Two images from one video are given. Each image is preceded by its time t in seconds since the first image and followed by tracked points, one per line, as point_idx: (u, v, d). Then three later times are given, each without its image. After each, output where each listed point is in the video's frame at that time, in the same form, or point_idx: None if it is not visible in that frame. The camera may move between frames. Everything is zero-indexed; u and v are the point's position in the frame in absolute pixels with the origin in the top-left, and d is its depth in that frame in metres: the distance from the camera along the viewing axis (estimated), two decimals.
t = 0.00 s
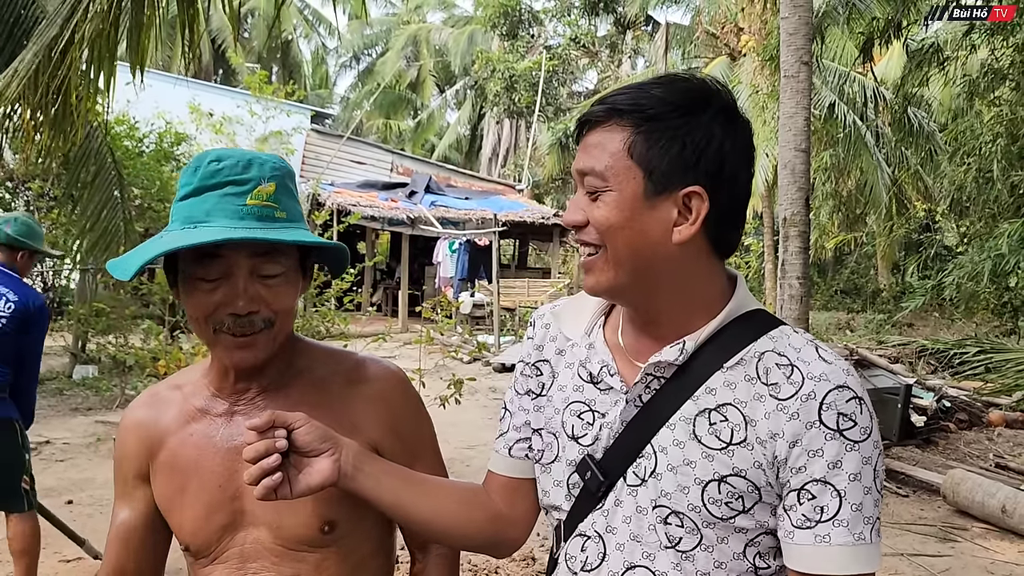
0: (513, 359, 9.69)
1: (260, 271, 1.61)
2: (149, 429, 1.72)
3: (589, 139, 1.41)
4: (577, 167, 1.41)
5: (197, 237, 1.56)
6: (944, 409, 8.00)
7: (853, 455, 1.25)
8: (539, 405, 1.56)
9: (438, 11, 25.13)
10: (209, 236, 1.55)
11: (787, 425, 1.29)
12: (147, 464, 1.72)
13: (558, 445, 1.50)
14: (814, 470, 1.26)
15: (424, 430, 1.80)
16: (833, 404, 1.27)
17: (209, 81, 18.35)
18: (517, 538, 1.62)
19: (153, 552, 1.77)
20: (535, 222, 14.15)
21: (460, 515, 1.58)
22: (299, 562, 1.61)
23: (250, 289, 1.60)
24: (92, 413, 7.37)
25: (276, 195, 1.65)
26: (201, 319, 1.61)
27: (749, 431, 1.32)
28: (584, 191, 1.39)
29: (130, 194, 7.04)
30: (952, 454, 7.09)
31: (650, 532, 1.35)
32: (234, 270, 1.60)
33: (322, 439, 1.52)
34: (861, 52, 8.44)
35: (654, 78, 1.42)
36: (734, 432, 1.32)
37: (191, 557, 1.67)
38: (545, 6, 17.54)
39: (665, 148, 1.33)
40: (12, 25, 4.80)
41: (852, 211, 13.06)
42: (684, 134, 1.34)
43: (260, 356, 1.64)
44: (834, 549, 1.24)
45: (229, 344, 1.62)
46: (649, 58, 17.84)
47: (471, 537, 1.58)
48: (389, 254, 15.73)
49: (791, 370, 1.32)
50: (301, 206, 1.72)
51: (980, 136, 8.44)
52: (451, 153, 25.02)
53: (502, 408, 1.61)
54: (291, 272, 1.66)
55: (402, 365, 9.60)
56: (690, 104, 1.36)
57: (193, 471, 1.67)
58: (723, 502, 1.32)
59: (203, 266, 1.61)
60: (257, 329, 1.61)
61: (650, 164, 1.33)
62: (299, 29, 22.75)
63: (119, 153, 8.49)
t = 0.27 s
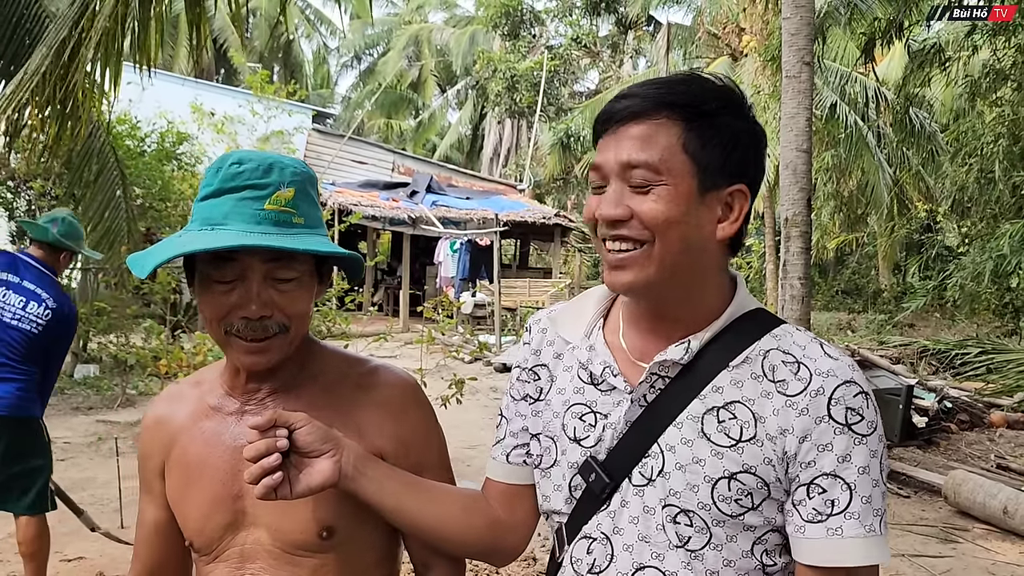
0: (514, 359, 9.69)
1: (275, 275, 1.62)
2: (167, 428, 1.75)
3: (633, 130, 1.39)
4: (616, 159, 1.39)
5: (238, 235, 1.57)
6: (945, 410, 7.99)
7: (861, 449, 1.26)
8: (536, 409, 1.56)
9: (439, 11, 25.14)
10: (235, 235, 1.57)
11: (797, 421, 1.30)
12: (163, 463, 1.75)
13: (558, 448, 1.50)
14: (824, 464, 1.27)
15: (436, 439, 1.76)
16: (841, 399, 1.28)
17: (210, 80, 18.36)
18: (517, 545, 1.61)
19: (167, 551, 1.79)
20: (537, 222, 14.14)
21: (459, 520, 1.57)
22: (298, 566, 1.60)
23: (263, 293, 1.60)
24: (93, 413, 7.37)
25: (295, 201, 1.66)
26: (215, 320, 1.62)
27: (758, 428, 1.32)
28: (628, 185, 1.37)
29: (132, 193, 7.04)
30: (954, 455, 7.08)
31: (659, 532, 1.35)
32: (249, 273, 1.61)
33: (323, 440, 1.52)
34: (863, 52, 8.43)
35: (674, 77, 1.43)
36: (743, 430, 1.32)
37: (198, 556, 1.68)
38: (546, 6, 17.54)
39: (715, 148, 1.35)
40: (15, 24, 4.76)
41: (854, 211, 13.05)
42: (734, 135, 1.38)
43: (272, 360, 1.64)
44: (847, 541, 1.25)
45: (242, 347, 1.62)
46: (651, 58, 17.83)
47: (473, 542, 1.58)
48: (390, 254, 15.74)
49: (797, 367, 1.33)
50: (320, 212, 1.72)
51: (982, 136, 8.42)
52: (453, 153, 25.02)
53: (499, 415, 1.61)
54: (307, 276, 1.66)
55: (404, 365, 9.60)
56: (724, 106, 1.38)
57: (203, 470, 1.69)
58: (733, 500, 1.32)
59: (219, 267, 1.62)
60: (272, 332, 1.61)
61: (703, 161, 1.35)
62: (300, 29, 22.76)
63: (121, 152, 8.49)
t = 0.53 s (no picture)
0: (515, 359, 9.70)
1: (294, 268, 1.63)
2: (177, 427, 1.76)
3: (667, 125, 1.38)
4: (648, 153, 1.37)
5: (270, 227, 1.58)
6: (946, 411, 7.99)
7: (864, 443, 1.29)
8: (529, 414, 1.54)
9: (441, 11, 25.13)
10: (259, 227, 1.58)
11: (803, 417, 1.31)
12: (172, 461, 1.76)
13: (553, 451, 1.49)
14: (830, 458, 1.29)
15: (441, 443, 1.72)
16: (845, 395, 1.30)
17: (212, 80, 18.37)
18: (514, 550, 1.61)
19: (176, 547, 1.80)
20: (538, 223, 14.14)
21: (457, 525, 1.56)
22: (300, 568, 1.59)
23: (283, 285, 1.61)
24: (94, 412, 7.38)
25: (316, 197, 1.67)
26: (235, 312, 1.63)
27: (764, 424, 1.33)
28: (661, 179, 1.37)
29: (134, 192, 7.05)
30: (954, 456, 7.08)
31: (665, 530, 1.35)
32: (269, 266, 1.62)
33: (323, 443, 1.52)
34: (865, 53, 8.42)
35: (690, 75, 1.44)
36: (749, 426, 1.34)
37: (204, 553, 1.69)
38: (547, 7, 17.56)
39: (739, 150, 1.39)
40: (18, 22, 4.70)
41: (855, 212, 13.05)
42: (753, 138, 1.42)
43: (284, 356, 1.64)
44: (854, 532, 1.27)
45: (258, 342, 1.63)
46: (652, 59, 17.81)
47: (471, 545, 1.57)
48: (391, 254, 15.74)
49: (800, 364, 1.35)
50: (338, 211, 1.72)
51: (983, 137, 8.41)
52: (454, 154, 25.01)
53: (489, 421, 1.60)
54: (323, 272, 1.67)
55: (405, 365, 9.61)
56: (749, 109, 1.42)
57: (211, 469, 1.69)
58: (739, 496, 1.32)
59: (238, 262, 1.63)
60: (288, 326, 1.62)
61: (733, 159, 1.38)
62: (301, 29, 22.76)
63: (122, 152, 8.50)
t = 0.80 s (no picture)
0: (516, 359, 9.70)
1: (305, 266, 1.64)
2: (186, 425, 1.77)
3: (649, 125, 1.39)
4: (627, 152, 1.39)
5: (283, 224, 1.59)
6: (947, 411, 7.99)
7: (854, 440, 1.29)
8: (528, 411, 1.55)
9: (442, 11, 25.14)
10: (274, 225, 1.58)
11: (795, 414, 1.31)
12: (180, 460, 1.76)
13: (551, 448, 1.49)
14: (821, 455, 1.29)
15: (446, 444, 1.72)
16: (837, 393, 1.31)
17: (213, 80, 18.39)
18: (516, 547, 1.61)
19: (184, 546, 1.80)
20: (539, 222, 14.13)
21: (460, 523, 1.56)
22: (304, 566, 1.60)
23: (293, 283, 1.62)
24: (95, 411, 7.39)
25: (328, 197, 1.67)
26: (246, 310, 1.64)
27: (756, 421, 1.33)
28: (640, 178, 1.39)
29: (135, 192, 7.06)
30: (955, 456, 7.08)
31: (657, 525, 1.35)
32: (280, 264, 1.63)
33: (329, 436, 1.53)
34: (866, 52, 8.41)
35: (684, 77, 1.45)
36: (742, 423, 1.34)
37: (210, 551, 1.69)
38: (548, 6, 17.56)
39: (728, 149, 1.39)
40: (20, 21, 4.70)
41: (856, 212, 13.04)
42: (745, 140, 1.42)
43: (292, 354, 1.65)
44: (845, 528, 1.28)
45: (268, 339, 1.63)
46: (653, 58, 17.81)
47: (474, 543, 1.57)
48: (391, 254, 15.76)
49: (792, 362, 1.35)
50: (350, 213, 1.73)
51: (984, 137, 8.40)
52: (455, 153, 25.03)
53: (490, 419, 1.61)
54: (332, 271, 1.67)
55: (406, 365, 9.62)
56: (736, 109, 1.41)
57: (218, 467, 1.70)
58: (732, 492, 1.32)
59: (250, 259, 1.65)
60: (297, 325, 1.62)
61: (714, 158, 1.37)
62: (303, 28, 22.78)
63: (123, 152, 8.51)
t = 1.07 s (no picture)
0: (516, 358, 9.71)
1: (309, 262, 1.64)
2: (190, 424, 1.77)
3: (633, 125, 1.42)
4: (611, 152, 1.42)
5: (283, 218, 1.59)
6: (947, 410, 7.99)
7: (845, 438, 1.29)
8: (528, 408, 1.56)
9: (442, 10, 25.13)
10: (275, 222, 1.58)
11: (785, 411, 1.32)
12: (183, 458, 1.76)
13: (548, 445, 1.50)
14: (811, 452, 1.29)
15: (451, 442, 1.73)
16: (827, 390, 1.31)
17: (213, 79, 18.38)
18: (519, 544, 1.62)
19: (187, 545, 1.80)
20: (539, 221, 14.13)
21: (464, 520, 1.57)
22: (309, 565, 1.60)
23: (298, 279, 1.63)
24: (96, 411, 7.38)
25: (330, 193, 1.68)
26: (250, 307, 1.64)
27: (748, 418, 1.34)
28: (624, 176, 1.41)
29: (135, 192, 7.06)
30: (955, 455, 7.08)
31: (650, 521, 1.35)
32: (284, 260, 1.63)
33: (334, 434, 1.54)
34: (866, 51, 8.41)
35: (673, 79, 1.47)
36: (733, 420, 1.34)
37: (214, 550, 1.69)
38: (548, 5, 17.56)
39: (713, 146, 1.40)
40: (21, 21, 4.70)
41: (856, 211, 13.04)
42: (733, 138, 1.43)
43: (295, 351, 1.65)
44: (832, 525, 1.28)
45: (274, 336, 1.64)
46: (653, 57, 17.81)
47: (479, 540, 1.57)
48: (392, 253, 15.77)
49: (784, 360, 1.35)
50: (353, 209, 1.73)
51: (984, 136, 8.40)
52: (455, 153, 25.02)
53: (494, 416, 1.62)
54: (335, 269, 1.67)
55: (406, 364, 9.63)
56: (720, 106, 1.42)
57: (222, 465, 1.70)
58: (723, 488, 1.33)
59: (254, 255, 1.65)
60: (305, 320, 1.64)
61: (696, 157, 1.39)
62: (303, 28, 22.76)
63: (123, 151, 8.50)
